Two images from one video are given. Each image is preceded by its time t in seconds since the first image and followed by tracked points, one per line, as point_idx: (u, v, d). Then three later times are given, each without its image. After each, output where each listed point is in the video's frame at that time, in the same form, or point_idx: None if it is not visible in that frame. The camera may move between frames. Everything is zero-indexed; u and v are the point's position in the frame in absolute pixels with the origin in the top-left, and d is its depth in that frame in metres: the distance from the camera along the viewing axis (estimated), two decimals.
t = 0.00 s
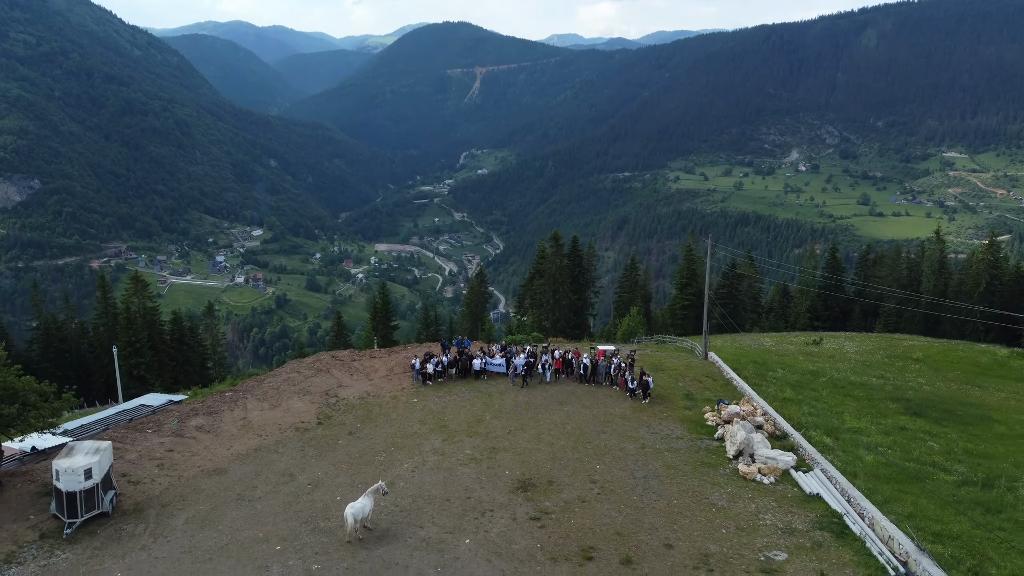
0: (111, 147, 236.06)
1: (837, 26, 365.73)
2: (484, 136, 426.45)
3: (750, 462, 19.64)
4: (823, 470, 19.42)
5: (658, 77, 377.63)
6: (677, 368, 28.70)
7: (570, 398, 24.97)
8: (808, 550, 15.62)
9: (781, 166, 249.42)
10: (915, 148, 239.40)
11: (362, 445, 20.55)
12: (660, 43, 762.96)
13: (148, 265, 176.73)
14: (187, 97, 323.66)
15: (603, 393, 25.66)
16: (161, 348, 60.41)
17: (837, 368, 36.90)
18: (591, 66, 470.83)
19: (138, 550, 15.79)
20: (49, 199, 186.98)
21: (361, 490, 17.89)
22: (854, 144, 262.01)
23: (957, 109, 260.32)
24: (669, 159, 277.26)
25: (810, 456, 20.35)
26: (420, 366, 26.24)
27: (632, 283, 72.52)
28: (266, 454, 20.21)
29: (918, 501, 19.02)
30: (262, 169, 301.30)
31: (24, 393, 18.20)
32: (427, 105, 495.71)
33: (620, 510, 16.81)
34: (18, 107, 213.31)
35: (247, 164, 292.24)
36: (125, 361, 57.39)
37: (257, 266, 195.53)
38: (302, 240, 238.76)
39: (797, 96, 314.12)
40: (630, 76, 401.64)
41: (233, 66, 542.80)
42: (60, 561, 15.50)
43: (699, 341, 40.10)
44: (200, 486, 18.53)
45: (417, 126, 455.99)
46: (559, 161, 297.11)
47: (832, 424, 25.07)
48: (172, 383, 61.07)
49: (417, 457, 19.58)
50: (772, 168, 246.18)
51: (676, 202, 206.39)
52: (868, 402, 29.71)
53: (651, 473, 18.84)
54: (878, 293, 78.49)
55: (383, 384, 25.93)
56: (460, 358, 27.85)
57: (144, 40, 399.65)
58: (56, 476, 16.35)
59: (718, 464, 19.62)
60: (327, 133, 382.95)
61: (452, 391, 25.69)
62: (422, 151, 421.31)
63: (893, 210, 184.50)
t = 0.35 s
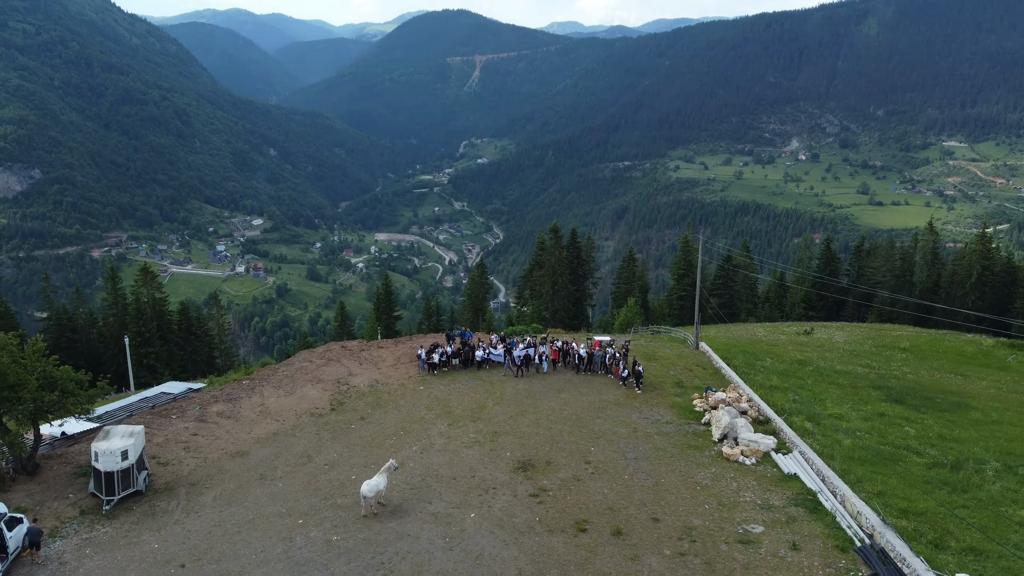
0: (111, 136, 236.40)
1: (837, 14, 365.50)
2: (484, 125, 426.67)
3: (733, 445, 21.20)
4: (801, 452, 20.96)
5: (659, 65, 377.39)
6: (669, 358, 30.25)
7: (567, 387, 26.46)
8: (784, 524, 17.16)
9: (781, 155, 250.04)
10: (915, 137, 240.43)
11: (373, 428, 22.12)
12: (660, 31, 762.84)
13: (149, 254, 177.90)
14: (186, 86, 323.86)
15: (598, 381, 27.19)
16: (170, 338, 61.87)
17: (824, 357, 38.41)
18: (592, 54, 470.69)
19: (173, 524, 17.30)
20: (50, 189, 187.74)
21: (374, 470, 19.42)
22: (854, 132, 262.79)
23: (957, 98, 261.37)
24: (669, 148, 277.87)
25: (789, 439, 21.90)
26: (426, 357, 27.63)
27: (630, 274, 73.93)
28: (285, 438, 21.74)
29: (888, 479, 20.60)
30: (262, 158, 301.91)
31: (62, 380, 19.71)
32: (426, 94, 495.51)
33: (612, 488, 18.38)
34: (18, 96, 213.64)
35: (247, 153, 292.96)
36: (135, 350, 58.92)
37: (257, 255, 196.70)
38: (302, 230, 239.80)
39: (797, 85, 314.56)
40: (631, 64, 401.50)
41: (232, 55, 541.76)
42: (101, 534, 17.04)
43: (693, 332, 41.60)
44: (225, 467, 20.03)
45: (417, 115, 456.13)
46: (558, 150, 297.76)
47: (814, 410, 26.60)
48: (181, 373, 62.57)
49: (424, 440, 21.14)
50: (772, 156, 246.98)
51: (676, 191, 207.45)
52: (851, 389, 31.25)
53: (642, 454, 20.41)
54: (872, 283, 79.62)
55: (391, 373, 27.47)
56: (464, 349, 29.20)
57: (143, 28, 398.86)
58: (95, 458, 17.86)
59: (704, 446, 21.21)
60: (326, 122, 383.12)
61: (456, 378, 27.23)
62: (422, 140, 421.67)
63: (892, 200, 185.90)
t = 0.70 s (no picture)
0: (111, 131, 237.23)
1: (838, 8, 365.92)
2: (485, 119, 427.19)
3: (721, 435, 22.59)
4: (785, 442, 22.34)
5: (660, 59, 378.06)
6: (663, 353, 31.61)
7: (564, 381, 27.86)
8: (765, 508, 18.54)
9: (781, 149, 250.89)
10: (915, 131, 241.57)
11: (382, 420, 23.54)
12: (660, 25, 763.91)
13: (150, 249, 178.96)
14: (186, 80, 324.14)
15: (595, 375, 28.61)
16: (178, 333, 63.08)
17: (813, 352, 39.76)
18: (592, 48, 471.24)
19: (200, 508, 18.71)
20: (51, 183, 188.53)
21: (385, 458, 20.87)
22: (854, 127, 263.94)
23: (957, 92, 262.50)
24: (669, 142, 278.71)
25: (775, 431, 23.25)
26: (430, 352, 29.01)
27: (629, 270, 75.29)
28: (299, 428, 23.16)
29: (866, 468, 21.94)
30: (262, 152, 302.53)
31: (94, 375, 21.11)
32: (427, 87, 495.79)
33: (607, 475, 19.80)
34: (18, 91, 214.07)
35: (247, 148, 293.50)
36: (145, 345, 60.28)
37: (257, 250, 197.75)
38: (302, 224, 240.76)
39: (797, 79, 315.43)
40: (631, 58, 402.05)
41: (231, 49, 541.57)
42: (134, 517, 18.42)
43: (688, 328, 42.92)
44: (245, 456, 21.43)
45: (417, 109, 456.57)
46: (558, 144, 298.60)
47: (799, 404, 27.97)
48: (187, 368, 63.86)
49: (430, 430, 22.56)
50: (772, 151, 247.88)
51: (676, 185, 208.59)
52: (838, 384, 32.61)
53: (635, 444, 21.82)
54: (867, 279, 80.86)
55: (397, 368, 28.86)
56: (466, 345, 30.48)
57: (143, 22, 398.71)
58: (127, 447, 19.24)
59: (693, 437, 22.62)
60: (327, 116, 383.42)
61: (460, 372, 28.60)
62: (422, 135, 422.27)
63: (892, 194, 187.19)
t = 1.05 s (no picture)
0: (111, 126, 237.96)
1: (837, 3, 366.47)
2: (484, 113, 427.78)
3: (709, 428, 23.95)
4: (769, 435, 23.59)
5: (659, 53, 378.61)
6: (656, 350, 32.98)
7: (561, 378, 29.13)
8: (748, 495, 19.89)
9: (780, 144, 252.01)
10: (914, 127, 242.92)
11: (390, 414, 24.92)
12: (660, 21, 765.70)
13: (150, 244, 180.00)
14: (185, 76, 324.47)
15: (590, 371, 30.05)
16: (184, 330, 64.35)
17: (804, 348, 41.11)
18: (592, 43, 471.91)
19: (222, 496, 20.05)
20: (51, 179, 189.25)
21: (394, 450, 22.22)
22: (853, 122, 265.11)
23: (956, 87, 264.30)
24: (669, 138, 279.64)
25: (759, 423, 24.60)
26: (436, 351, 30.18)
27: (626, 267, 76.65)
28: (312, 422, 24.50)
29: (845, 460, 23.30)
30: (261, 147, 303.48)
31: (119, 372, 22.47)
32: (426, 82, 496.32)
33: (601, 465, 21.17)
34: (17, 87, 214.57)
35: (246, 143, 294.24)
36: (153, 342, 61.65)
37: (258, 245, 198.80)
38: (302, 220, 241.74)
39: (797, 75, 316.44)
40: (631, 53, 402.83)
41: (230, 44, 541.84)
42: (160, 505, 19.73)
43: (683, 325, 44.19)
44: (262, 448, 22.75)
45: (416, 104, 457.43)
46: (557, 139, 299.47)
47: (787, 399, 29.31)
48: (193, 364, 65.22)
49: (436, 424, 23.87)
50: (771, 146, 248.86)
51: (675, 181, 209.81)
52: (825, 379, 34.02)
53: (628, 437, 23.16)
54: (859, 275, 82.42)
55: (404, 365, 30.21)
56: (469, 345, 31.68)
57: (142, 17, 398.78)
58: (152, 439, 20.58)
59: (684, 430, 23.98)
60: (326, 111, 384.35)
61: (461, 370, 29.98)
62: (421, 130, 422.84)
63: (890, 189, 188.79)
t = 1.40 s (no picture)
0: (111, 123, 238.45)
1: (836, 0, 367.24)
2: (484, 110, 428.37)
3: (700, 424, 25.17)
4: (757, 432, 24.80)
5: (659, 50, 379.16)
6: (651, 350, 34.17)
7: (559, 377, 30.34)
8: (735, 489, 21.10)
9: (780, 141, 252.89)
10: (913, 123, 243.72)
11: (396, 411, 26.15)
12: (659, 17, 766.16)
13: (150, 241, 180.88)
14: (184, 72, 324.87)
15: (587, 370, 31.23)
16: (189, 329, 65.28)
17: (795, 348, 42.31)
18: (592, 40, 472.32)
19: (239, 490, 21.24)
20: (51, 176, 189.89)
21: (401, 445, 23.44)
22: (852, 119, 266.09)
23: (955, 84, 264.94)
24: (668, 134, 280.37)
25: (747, 421, 25.79)
26: (438, 350, 31.29)
27: (624, 266, 77.78)
28: (321, 420, 25.68)
29: (828, 455, 24.52)
30: (261, 144, 304.13)
31: (140, 372, 23.69)
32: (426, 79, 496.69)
33: (596, 460, 22.37)
34: (17, 84, 215.05)
35: (245, 140, 294.89)
36: (159, 341, 62.66)
37: (257, 242, 199.71)
38: (302, 217, 242.61)
39: (796, 72, 317.12)
40: (631, 49, 403.42)
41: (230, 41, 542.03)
42: (181, 498, 20.93)
43: (679, 325, 45.35)
44: (274, 445, 23.94)
45: (416, 101, 458.10)
46: (557, 136, 300.33)
47: (775, 397, 30.55)
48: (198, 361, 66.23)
49: (440, 421, 25.08)
50: (770, 143, 249.72)
51: (674, 178, 210.74)
52: (814, 378, 35.24)
53: (623, 433, 24.37)
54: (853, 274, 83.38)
55: (408, 364, 31.43)
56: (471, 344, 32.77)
57: (142, 14, 399.16)
58: (173, 436, 21.76)
59: (676, 427, 25.25)
60: (325, 108, 384.97)
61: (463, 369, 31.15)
62: (421, 127, 423.08)
63: (889, 186, 189.77)
